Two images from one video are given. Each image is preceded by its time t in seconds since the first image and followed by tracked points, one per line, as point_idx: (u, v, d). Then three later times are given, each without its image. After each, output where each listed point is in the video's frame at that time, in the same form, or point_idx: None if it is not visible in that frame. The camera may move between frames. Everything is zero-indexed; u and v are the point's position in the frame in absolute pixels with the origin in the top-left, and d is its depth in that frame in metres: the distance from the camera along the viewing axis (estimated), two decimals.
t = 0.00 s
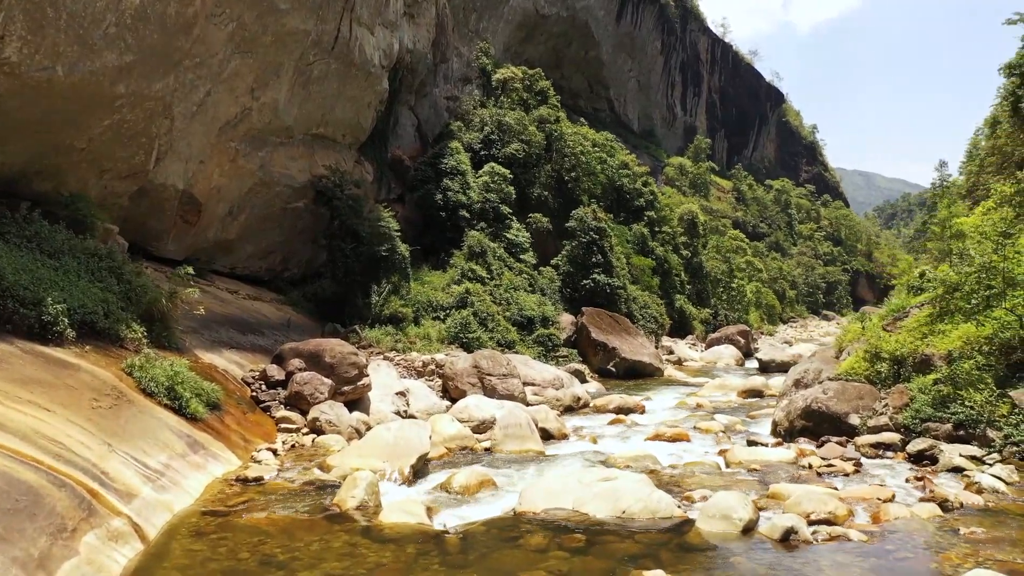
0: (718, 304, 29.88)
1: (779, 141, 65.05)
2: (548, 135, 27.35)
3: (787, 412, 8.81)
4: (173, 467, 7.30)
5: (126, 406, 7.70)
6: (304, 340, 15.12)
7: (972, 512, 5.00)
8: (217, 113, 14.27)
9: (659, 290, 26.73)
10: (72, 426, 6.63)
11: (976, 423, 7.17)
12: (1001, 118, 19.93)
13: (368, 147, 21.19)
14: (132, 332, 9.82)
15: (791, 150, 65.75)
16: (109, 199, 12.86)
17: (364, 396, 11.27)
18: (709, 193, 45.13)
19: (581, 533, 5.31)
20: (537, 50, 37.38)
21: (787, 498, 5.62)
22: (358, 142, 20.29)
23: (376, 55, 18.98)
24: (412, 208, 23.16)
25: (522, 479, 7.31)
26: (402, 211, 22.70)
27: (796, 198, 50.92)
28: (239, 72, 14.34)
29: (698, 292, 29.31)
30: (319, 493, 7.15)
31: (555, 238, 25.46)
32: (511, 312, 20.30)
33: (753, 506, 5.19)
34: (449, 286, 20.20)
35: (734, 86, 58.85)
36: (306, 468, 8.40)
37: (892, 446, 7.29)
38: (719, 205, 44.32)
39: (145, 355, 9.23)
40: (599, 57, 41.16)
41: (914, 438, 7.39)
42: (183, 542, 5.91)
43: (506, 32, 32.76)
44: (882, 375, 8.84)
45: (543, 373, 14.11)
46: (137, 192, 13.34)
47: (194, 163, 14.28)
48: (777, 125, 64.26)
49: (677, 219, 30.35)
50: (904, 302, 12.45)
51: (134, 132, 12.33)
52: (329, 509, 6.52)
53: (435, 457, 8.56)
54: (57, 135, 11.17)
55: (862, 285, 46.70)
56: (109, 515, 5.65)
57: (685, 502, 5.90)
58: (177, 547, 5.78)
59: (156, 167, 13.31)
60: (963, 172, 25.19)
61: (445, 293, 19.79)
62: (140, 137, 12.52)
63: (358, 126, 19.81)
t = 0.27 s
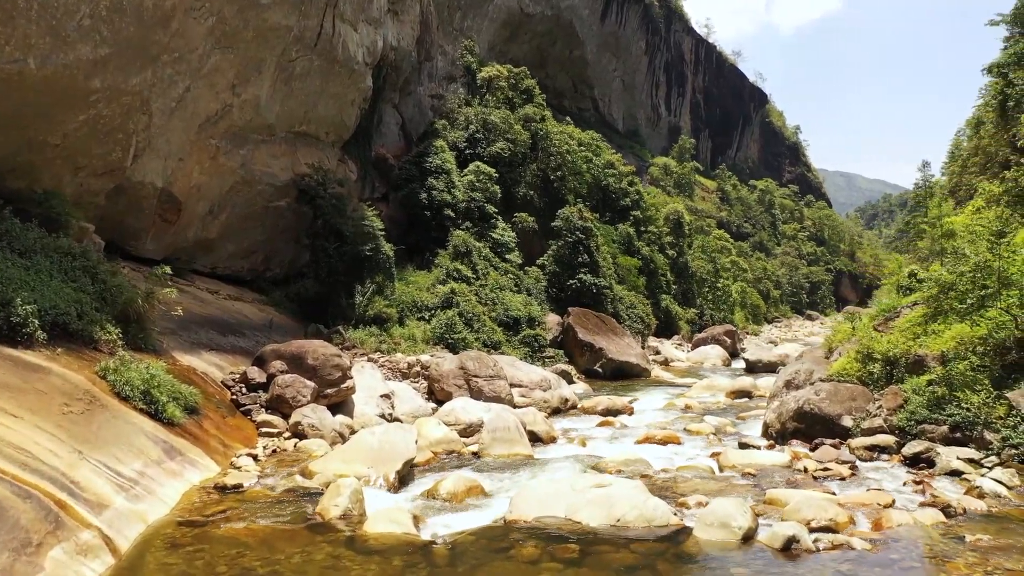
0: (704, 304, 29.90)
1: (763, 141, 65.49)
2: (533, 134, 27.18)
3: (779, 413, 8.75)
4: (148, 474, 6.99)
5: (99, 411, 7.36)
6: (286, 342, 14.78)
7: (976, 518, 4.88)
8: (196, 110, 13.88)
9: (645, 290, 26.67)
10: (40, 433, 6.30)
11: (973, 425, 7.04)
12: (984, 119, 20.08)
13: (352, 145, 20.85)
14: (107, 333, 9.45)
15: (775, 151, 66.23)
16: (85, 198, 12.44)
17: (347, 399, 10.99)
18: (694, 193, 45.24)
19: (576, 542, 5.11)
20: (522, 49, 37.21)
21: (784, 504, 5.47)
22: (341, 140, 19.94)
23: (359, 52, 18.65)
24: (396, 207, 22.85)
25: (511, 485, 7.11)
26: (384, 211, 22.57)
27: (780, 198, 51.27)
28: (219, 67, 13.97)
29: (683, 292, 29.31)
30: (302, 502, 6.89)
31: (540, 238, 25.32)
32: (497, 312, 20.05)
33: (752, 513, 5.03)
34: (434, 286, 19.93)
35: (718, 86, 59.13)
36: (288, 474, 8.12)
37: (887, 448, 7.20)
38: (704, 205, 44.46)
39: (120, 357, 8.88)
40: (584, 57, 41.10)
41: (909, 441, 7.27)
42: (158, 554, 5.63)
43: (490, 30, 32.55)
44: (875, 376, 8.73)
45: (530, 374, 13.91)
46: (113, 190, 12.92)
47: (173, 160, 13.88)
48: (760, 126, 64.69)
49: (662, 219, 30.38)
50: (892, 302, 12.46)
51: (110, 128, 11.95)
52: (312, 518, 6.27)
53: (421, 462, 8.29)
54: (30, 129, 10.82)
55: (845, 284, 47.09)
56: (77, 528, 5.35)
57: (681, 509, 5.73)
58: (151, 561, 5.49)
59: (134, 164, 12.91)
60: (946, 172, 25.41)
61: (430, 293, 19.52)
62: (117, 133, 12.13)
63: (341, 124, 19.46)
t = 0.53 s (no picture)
0: (690, 304, 29.90)
1: (747, 142, 65.87)
2: (519, 133, 26.98)
3: (771, 414, 8.65)
4: (122, 483, 6.68)
5: (71, 417, 7.03)
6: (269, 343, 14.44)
7: (981, 524, 4.76)
8: (176, 106, 13.49)
9: (632, 290, 26.61)
10: (6, 441, 5.98)
11: (971, 427, 6.95)
12: (968, 119, 20.22)
13: (336, 143, 20.52)
14: (81, 335, 9.08)
15: (759, 151, 66.64)
16: (61, 196, 12.04)
17: (331, 402, 10.72)
18: (679, 193, 45.33)
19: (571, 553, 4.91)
20: (507, 48, 37.01)
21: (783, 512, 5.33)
22: (325, 138, 19.59)
23: (344, 48, 18.33)
24: (381, 206, 22.54)
25: (500, 492, 6.90)
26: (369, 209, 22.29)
27: (764, 198, 51.58)
28: (200, 63, 13.60)
29: (670, 293, 29.30)
30: (284, 511, 6.62)
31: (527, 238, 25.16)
32: (483, 312, 19.81)
33: (752, 522, 4.88)
34: (420, 286, 19.67)
35: (703, 87, 59.36)
36: (269, 481, 7.84)
37: (882, 451, 7.11)
38: (689, 205, 44.56)
39: (94, 360, 8.53)
40: (570, 56, 41.00)
41: (905, 444, 7.19)
42: (131, 569, 5.35)
43: (475, 29, 32.31)
44: (868, 377, 8.74)
45: (517, 375, 13.71)
46: (90, 188, 12.53)
47: (152, 157, 13.48)
48: (745, 127, 65.08)
49: (649, 219, 30.36)
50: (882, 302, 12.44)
51: (86, 123, 11.57)
52: (293, 528, 6.02)
53: (407, 467, 8.07)
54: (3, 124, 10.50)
55: (829, 284, 47.45)
56: (44, 542, 5.08)
57: (677, 516, 5.57)
58: None
59: (112, 161, 12.51)
60: (930, 173, 25.62)
61: (416, 293, 19.24)
62: (94, 129, 11.75)
63: (325, 122, 19.11)
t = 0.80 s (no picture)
0: (676, 304, 29.88)
1: (731, 143, 66.23)
2: (505, 132, 26.76)
3: (762, 417, 8.55)
4: (92, 492, 6.37)
5: (39, 423, 6.70)
6: (249, 345, 14.08)
7: (986, 532, 4.63)
8: (155, 102, 13.10)
9: (618, 290, 26.52)
10: None
11: (968, 430, 6.81)
12: (953, 120, 20.35)
13: (318, 142, 20.17)
14: (51, 337, 8.72)
15: (743, 152, 67.04)
16: (34, 194, 11.61)
17: (314, 406, 10.43)
18: (663, 193, 45.39)
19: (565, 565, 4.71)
20: (492, 47, 36.79)
21: (782, 518, 5.19)
22: (308, 136, 19.21)
23: (326, 45, 17.99)
24: (365, 206, 22.20)
25: (489, 499, 6.69)
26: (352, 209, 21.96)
27: (748, 199, 51.87)
28: (179, 58, 13.23)
29: (655, 293, 29.28)
30: (264, 521, 6.35)
31: (513, 238, 25.02)
32: (468, 313, 19.54)
33: (752, 531, 4.73)
34: (404, 286, 19.38)
35: (687, 88, 59.59)
36: (248, 488, 7.56)
37: (877, 454, 7.06)
38: (674, 205, 44.64)
39: (66, 363, 8.17)
40: (555, 56, 40.89)
41: (901, 447, 7.15)
42: None
43: (460, 27, 32.05)
44: (860, 379, 8.67)
45: (504, 377, 13.47)
46: (65, 185, 12.11)
47: (130, 155, 13.07)
48: (729, 127, 65.43)
49: (634, 219, 30.30)
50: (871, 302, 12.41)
51: (61, 118, 11.16)
52: (273, 539, 5.77)
53: (391, 473, 7.83)
54: None
55: (812, 285, 47.80)
56: (6, 557, 4.82)
57: (671, 523, 5.40)
58: None
59: (88, 158, 12.09)
60: (913, 174, 25.83)
61: (400, 293, 18.94)
62: (69, 124, 11.34)
63: (308, 120, 18.74)
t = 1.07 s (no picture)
0: (661, 304, 29.86)
1: (714, 143, 66.58)
2: (489, 131, 26.54)
3: (753, 419, 8.43)
4: (60, 502, 6.04)
5: (4, 430, 6.35)
6: (229, 347, 13.71)
7: (992, 540, 4.50)
8: (132, 98, 12.70)
9: (603, 290, 26.43)
10: None
11: (965, 433, 6.75)
12: (935, 121, 20.51)
13: (300, 140, 19.79)
14: (19, 339, 8.33)
15: (726, 153, 67.45)
16: (4, 191, 11.18)
17: (294, 410, 10.13)
18: (647, 193, 45.44)
19: None
20: (476, 46, 36.56)
21: (780, 527, 5.04)
22: (290, 134, 18.82)
23: (309, 42, 17.64)
24: (347, 205, 21.83)
25: (477, 506, 6.48)
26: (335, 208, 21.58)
27: (731, 199, 52.13)
28: (157, 53, 12.84)
29: (640, 293, 29.23)
30: (242, 533, 6.06)
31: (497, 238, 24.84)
32: (453, 313, 19.28)
33: (752, 540, 4.59)
34: (387, 287, 19.08)
35: (671, 88, 59.79)
36: (227, 496, 7.28)
37: (871, 457, 6.99)
38: (658, 206, 44.72)
39: (35, 366, 7.80)
40: (539, 56, 40.75)
41: (896, 450, 7.06)
42: None
43: (444, 25, 31.76)
44: (852, 380, 8.59)
45: (490, 379, 13.22)
46: (38, 183, 11.68)
47: (106, 151, 12.64)
48: (712, 128, 65.76)
49: (619, 219, 30.23)
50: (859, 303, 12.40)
51: (32, 113, 10.76)
52: (251, 552, 5.51)
53: (375, 479, 7.58)
54: None
55: (795, 285, 48.15)
56: None
57: (667, 532, 5.22)
58: None
59: (61, 155, 11.67)
60: (895, 174, 26.02)
61: (384, 294, 18.63)
62: (42, 120, 10.94)
63: (290, 117, 18.36)
